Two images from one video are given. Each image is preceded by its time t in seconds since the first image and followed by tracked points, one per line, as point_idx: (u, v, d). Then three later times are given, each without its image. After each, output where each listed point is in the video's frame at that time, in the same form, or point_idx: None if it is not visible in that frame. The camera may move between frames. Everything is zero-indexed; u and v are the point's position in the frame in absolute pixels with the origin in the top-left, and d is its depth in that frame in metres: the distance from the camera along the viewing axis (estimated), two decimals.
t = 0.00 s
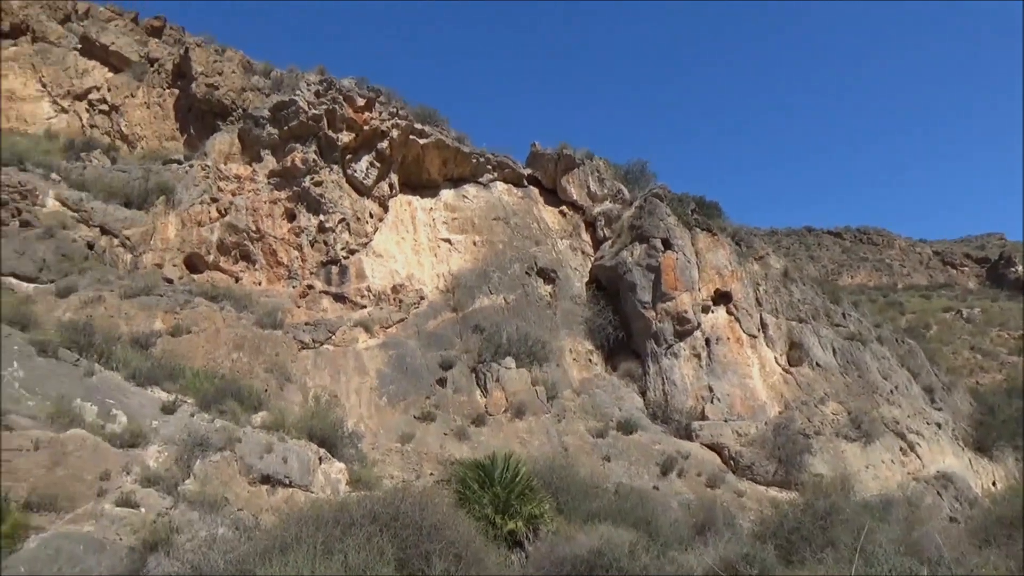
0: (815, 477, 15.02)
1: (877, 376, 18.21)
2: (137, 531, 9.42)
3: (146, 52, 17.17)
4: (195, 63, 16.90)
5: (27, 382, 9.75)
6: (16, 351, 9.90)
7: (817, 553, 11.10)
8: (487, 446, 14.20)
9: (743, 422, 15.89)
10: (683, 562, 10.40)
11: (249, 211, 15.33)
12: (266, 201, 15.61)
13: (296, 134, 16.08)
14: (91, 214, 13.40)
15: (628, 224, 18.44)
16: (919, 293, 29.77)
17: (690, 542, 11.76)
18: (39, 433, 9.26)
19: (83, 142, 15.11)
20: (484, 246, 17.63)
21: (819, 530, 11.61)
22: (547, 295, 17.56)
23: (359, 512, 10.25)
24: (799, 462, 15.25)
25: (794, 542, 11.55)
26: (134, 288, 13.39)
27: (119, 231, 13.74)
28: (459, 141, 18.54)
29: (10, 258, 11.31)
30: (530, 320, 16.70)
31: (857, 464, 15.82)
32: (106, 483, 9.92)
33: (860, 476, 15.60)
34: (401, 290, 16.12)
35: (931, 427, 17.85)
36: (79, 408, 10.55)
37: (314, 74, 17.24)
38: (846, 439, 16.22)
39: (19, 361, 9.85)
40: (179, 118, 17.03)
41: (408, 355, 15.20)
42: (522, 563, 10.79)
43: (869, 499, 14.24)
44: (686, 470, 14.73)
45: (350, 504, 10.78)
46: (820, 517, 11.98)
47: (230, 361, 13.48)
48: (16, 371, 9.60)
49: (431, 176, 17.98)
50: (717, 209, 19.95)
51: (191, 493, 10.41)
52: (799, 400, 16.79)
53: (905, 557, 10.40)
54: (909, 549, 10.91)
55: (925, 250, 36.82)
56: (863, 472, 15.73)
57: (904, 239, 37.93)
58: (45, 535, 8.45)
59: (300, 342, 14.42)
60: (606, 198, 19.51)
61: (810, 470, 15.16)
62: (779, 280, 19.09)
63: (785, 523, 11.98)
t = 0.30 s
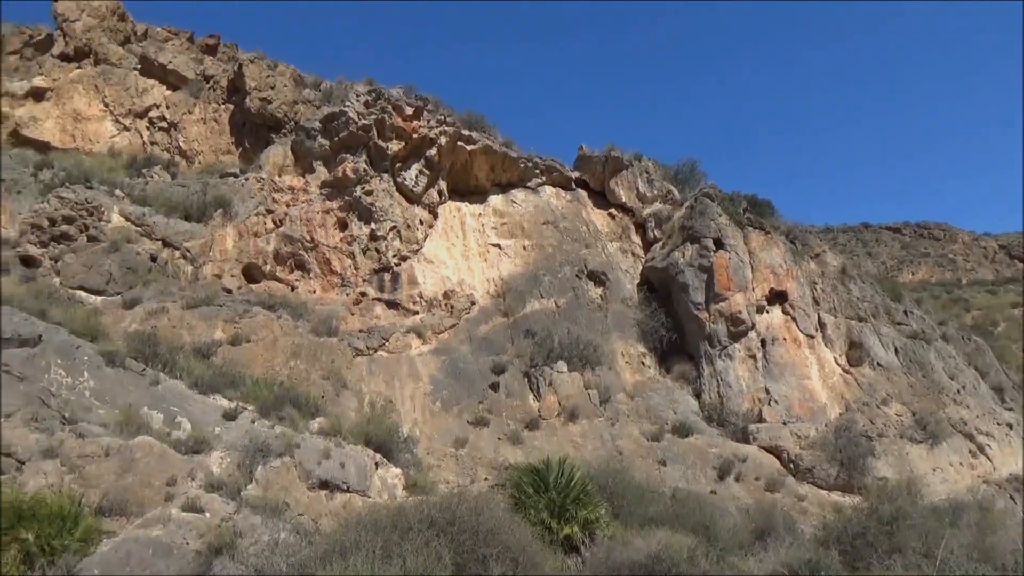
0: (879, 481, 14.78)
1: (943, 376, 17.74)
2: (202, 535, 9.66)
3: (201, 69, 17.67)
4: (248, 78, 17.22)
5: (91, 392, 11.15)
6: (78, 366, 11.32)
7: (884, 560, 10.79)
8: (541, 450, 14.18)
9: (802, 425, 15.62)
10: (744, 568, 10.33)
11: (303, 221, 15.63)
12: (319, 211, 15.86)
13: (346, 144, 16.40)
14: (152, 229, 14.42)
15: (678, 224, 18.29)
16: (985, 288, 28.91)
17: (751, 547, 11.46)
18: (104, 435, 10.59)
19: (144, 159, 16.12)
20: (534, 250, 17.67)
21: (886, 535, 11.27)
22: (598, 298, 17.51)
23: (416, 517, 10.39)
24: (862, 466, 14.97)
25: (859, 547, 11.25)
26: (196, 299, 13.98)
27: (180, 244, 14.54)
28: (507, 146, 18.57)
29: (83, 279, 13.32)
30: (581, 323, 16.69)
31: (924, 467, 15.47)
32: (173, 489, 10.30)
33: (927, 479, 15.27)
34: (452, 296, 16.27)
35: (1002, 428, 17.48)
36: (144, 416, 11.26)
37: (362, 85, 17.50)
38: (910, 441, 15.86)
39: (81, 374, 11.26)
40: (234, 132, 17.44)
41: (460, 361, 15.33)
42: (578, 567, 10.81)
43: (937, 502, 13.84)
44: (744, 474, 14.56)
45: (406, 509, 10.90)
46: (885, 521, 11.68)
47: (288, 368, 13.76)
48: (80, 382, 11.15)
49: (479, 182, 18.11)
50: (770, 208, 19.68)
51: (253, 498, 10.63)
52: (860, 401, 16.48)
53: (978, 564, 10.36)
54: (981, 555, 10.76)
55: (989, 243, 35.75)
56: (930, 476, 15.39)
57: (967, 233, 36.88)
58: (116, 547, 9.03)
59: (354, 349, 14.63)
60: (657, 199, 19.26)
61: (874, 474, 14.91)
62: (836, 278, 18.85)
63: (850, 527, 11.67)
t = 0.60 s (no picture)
0: (940, 482, 14.47)
1: (1004, 373, 17.47)
2: (259, 538, 9.87)
3: (249, 82, 18.08)
4: (294, 89, 17.54)
5: (151, 399, 11.59)
6: (139, 372, 11.79)
7: (947, 565, 10.56)
8: (590, 453, 14.14)
9: (857, 425, 15.31)
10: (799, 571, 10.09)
11: (349, 228, 15.89)
12: (364, 218, 16.13)
13: (391, 151, 16.65)
14: (205, 238, 14.89)
15: (724, 223, 18.07)
16: None
17: (806, 549, 11.27)
18: (163, 440, 10.97)
19: (196, 171, 16.59)
20: (578, 252, 17.61)
21: (948, 539, 11.04)
22: (644, 299, 17.47)
23: (467, 520, 10.49)
24: (921, 466, 14.64)
25: (920, 551, 10.98)
26: (248, 306, 14.31)
27: (231, 253, 14.96)
28: (549, 148, 18.54)
29: (141, 289, 13.87)
30: (626, 325, 16.66)
31: (987, 468, 15.07)
32: (230, 492, 10.60)
33: (991, 480, 14.84)
34: (497, 300, 16.29)
35: None
36: (201, 421, 11.62)
37: (405, 92, 17.70)
38: (972, 441, 15.53)
39: (140, 380, 11.72)
40: (282, 142, 17.72)
41: (506, 364, 15.37)
42: (629, 571, 10.79)
43: (1001, 504, 13.44)
44: (798, 476, 14.27)
45: (458, 511, 11.01)
46: (948, 523, 11.42)
47: (338, 373, 13.99)
48: (139, 388, 11.61)
49: (522, 184, 18.06)
50: (820, 204, 19.40)
51: (307, 501, 10.83)
52: (919, 400, 16.14)
53: None
54: None
55: None
56: (994, 476, 14.94)
57: None
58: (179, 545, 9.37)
59: (402, 354, 14.79)
60: (702, 198, 19.08)
61: (934, 475, 14.59)
62: (891, 274, 18.55)
63: (910, 530, 11.40)
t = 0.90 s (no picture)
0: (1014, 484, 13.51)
1: None
2: (320, 541, 10.08)
3: (301, 94, 18.46)
4: (345, 100, 17.84)
5: (214, 405, 12.00)
6: (202, 380, 12.23)
7: None
8: (646, 456, 14.03)
9: (924, 426, 14.84)
10: None
11: (402, 235, 16.01)
12: (416, 225, 16.23)
13: (440, 158, 16.69)
14: (263, 248, 15.28)
15: (779, 221, 17.79)
16: None
17: (873, 554, 10.97)
18: (227, 445, 11.35)
19: (253, 183, 16.99)
20: (629, 254, 17.51)
21: None
22: (697, 300, 17.32)
23: (524, 524, 10.54)
24: (993, 468, 13.89)
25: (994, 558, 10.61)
26: (305, 313, 14.59)
27: (288, 262, 15.28)
28: (598, 150, 18.48)
29: (203, 299, 14.28)
30: (680, 326, 16.51)
31: None
32: (292, 496, 10.89)
33: None
34: (549, 302, 16.29)
35: None
36: (262, 427, 11.93)
37: (453, 99, 17.85)
38: None
39: (204, 388, 12.15)
40: (334, 152, 18.07)
41: (560, 367, 15.39)
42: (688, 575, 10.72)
43: None
44: (862, 479, 13.90)
45: (515, 515, 11.10)
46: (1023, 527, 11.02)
47: (393, 378, 14.18)
48: (204, 395, 12.04)
49: (572, 187, 18.04)
50: (878, 199, 19.01)
51: (366, 505, 11.00)
52: (989, 400, 15.74)
53: None
54: None
55: None
56: None
57: None
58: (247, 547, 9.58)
59: (456, 358, 14.92)
60: (755, 195, 18.84)
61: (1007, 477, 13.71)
62: (956, 270, 18.19)
63: (982, 535, 11.07)
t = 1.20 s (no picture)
0: None
1: None
2: (372, 543, 10.22)
3: (346, 102, 18.65)
4: (388, 106, 18.01)
5: (266, 409, 12.23)
6: (255, 385, 12.48)
7: None
8: (695, 459, 13.91)
9: (986, 427, 14.39)
10: None
11: (447, 239, 16.19)
12: (460, 229, 16.40)
13: (483, 162, 16.79)
14: (311, 255, 15.53)
15: (829, 217, 17.40)
16: None
17: (933, 559, 10.72)
18: (280, 449, 11.59)
19: (300, 192, 17.27)
20: (675, 254, 17.29)
21: None
22: (745, 299, 17.11)
23: (573, 527, 10.56)
24: None
25: None
26: (353, 319, 14.77)
27: (336, 267, 15.53)
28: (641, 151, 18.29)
29: (255, 306, 14.54)
30: (729, 326, 16.31)
31: None
32: (343, 499, 11.07)
33: None
34: (595, 304, 16.15)
35: None
36: (313, 431, 12.14)
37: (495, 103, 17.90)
38: None
39: (257, 393, 12.39)
40: (378, 159, 18.06)
41: (607, 368, 15.30)
42: None
43: None
44: (921, 482, 13.47)
45: (564, 518, 11.13)
46: None
47: (440, 381, 14.21)
48: (256, 400, 12.28)
49: (615, 188, 17.87)
50: (933, 193, 18.52)
51: (416, 508, 11.13)
52: None
53: None
54: None
55: None
56: None
57: None
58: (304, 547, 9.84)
59: (501, 361, 14.90)
60: (804, 192, 18.51)
61: None
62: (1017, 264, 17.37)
63: None
